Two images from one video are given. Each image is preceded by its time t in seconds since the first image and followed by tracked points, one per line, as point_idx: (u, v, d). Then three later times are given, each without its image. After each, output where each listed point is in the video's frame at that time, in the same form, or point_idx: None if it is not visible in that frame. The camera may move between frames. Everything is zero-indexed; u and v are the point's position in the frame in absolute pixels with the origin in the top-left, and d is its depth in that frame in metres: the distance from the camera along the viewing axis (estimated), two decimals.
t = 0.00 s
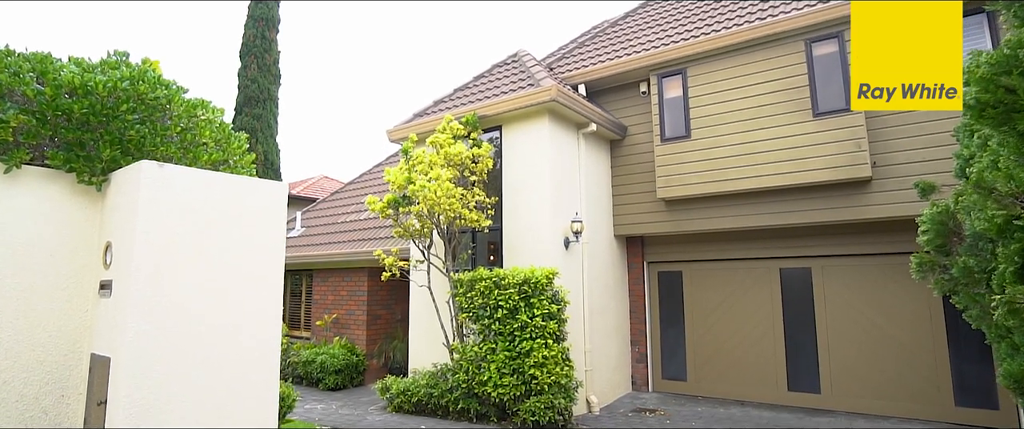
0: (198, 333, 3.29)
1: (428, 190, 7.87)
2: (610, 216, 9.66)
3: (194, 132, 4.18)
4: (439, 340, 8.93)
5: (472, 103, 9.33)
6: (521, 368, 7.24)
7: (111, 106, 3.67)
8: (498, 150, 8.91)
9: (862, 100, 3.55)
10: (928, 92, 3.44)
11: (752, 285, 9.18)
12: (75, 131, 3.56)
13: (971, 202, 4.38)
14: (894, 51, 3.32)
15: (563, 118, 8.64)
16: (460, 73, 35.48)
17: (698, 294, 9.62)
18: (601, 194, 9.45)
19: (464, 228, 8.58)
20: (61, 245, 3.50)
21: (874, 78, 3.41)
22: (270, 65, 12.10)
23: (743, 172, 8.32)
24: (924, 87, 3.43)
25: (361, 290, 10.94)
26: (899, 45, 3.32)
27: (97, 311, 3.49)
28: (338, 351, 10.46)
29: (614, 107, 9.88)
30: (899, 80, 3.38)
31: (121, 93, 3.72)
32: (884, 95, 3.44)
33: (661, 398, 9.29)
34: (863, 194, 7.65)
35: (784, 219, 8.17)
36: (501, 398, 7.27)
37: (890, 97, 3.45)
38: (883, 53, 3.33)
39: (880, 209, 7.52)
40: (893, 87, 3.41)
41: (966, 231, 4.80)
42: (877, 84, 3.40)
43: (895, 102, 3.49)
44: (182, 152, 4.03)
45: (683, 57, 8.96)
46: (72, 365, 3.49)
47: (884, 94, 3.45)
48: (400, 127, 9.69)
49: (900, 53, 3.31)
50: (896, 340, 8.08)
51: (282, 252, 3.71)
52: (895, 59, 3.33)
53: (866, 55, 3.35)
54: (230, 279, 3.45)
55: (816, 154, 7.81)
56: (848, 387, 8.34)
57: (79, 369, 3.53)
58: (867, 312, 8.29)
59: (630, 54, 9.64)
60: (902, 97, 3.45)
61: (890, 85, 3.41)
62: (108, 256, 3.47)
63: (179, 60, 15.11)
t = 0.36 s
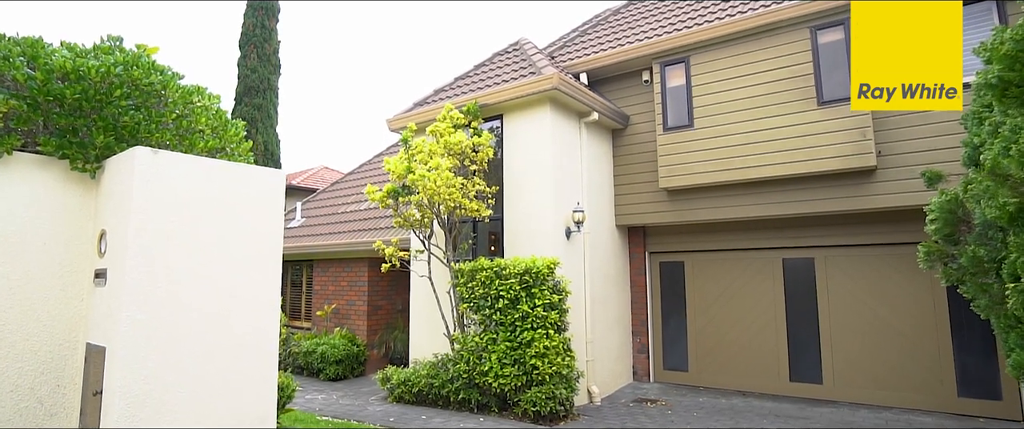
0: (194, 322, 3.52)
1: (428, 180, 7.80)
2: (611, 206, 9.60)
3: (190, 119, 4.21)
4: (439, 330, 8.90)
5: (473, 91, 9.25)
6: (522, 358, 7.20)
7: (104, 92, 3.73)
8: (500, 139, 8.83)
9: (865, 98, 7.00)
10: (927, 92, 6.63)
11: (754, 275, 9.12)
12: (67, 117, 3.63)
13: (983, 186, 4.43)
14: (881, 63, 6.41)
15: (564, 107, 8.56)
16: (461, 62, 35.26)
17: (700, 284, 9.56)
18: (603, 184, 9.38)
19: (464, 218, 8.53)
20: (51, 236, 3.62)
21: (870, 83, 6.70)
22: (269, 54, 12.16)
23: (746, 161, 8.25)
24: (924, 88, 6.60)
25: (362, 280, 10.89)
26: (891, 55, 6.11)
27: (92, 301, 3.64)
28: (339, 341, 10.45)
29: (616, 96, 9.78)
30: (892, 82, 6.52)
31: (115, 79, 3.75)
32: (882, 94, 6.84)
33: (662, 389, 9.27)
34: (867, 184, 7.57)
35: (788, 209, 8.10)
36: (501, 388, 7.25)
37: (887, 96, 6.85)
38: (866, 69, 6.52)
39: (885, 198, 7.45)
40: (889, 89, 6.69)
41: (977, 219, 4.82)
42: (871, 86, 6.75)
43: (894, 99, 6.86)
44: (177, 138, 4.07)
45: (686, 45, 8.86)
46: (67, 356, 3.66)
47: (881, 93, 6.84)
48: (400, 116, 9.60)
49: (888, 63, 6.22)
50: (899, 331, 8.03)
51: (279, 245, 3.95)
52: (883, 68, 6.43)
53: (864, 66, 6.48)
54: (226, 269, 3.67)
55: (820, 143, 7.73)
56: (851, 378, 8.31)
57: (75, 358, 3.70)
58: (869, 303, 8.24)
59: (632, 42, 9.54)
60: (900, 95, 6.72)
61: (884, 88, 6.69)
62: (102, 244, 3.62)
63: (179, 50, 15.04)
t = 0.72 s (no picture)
0: (193, 312, 3.66)
1: (427, 170, 7.72)
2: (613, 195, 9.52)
3: (185, 106, 4.32)
4: (439, 320, 8.87)
5: (474, 80, 9.14)
6: (523, 349, 7.16)
7: (96, 77, 3.83)
8: (501, 128, 8.74)
9: (870, 97, 7.23)
10: (926, 90, 7.07)
11: (757, 266, 9.06)
12: (59, 103, 3.74)
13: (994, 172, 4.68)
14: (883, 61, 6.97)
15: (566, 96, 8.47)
16: (462, 52, 34.98)
17: (702, 275, 9.51)
18: (605, 174, 9.30)
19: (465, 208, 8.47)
20: (44, 225, 3.95)
21: (874, 82, 7.11)
22: (269, 44, 12.15)
23: (749, 151, 8.16)
24: (924, 86, 7.06)
25: (362, 271, 10.84)
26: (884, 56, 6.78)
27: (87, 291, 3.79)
28: (340, 332, 10.43)
29: (618, 85, 9.68)
30: (894, 81, 7.07)
31: (107, 64, 3.85)
32: (886, 92, 7.19)
33: (663, 379, 9.24)
34: (872, 174, 7.49)
35: (792, 199, 8.02)
36: (502, 378, 7.21)
37: (891, 94, 7.19)
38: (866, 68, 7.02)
39: (890, 189, 7.37)
40: (891, 87, 7.12)
41: (986, 208, 4.80)
42: (876, 86, 7.15)
43: (897, 98, 7.22)
44: (171, 125, 4.19)
45: (689, 34, 8.75)
46: (63, 346, 4.01)
47: (886, 91, 7.19)
48: (400, 105, 9.50)
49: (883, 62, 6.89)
50: (902, 321, 7.98)
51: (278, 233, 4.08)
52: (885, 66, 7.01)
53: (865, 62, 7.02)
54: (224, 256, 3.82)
55: (824, 133, 7.64)
56: (853, 369, 8.27)
57: (69, 348, 4.05)
58: (872, 293, 8.19)
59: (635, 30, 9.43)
60: (903, 93, 7.14)
61: (887, 86, 7.12)
62: (97, 234, 3.77)
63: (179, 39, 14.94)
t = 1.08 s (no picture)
0: (191, 303, 3.82)
1: (427, 160, 7.65)
2: (615, 187, 9.44)
3: (180, 93, 4.51)
4: (440, 312, 8.82)
5: (475, 70, 9.04)
6: (525, 341, 7.11)
7: (88, 63, 3.97)
8: (502, 119, 8.65)
9: (864, 99, 7.15)
10: (929, 91, 6.99)
11: (760, 258, 8.99)
12: (49, 90, 3.90)
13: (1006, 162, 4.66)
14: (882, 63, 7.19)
15: (568, 85, 8.36)
16: (462, 43, 34.75)
17: (705, 267, 9.43)
18: (607, 165, 9.21)
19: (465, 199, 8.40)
20: (38, 214, 3.99)
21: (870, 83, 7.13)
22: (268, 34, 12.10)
23: (754, 141, 8.06)
24: (925, 88, 7.01)
25: (363, 262, 10.77)
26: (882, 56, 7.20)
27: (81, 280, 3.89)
28: (340, 323, 10.40)
29: (621, 76, 9.56)
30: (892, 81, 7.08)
31: (98, 50, 4.00)
32: (884, 95, 7.09)
33: (664, 372, 9.20)
34: (878, 165, 7.40)
35: (796, 190, 7.94)
36: (503, 370, 7.17)
37: (890, 97, 7.07)
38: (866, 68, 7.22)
39: (896, 180, 7.28)
40: (890, 90, 7.06)
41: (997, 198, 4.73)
42: (873, 86, 7.11)
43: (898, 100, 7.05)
44: (167, 113, 4.36)
45: (693, 23, 8.63)
46: (55, 338, 4.06)
47: (885, 95, 7.09)
48: (400, 95, 9.40)
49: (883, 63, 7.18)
50: (907, 313, 7.91)
51: (274, 225, 4.26)
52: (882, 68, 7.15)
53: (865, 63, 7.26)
54: (219, 247, 3.96)
55: (828, 123, 7.55)
56: (856, 361, 8.21)
57: (62, 340, 4.11)
58: (877, 285, 8.12)
59: (638, 19, 9.29)
60: (902, 95, 7.03)
61: (887, 88, 7.07)
62: (89, 223, 3.87)
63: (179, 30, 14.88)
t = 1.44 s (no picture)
0: (186, 294, 3.84)
1: (427, 152, 7.55)
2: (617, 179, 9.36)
3: (175, 82, 4.60)
4: (442, 306, 8.74)
5: (475, 60, 8.94)
6: (525, 334, 7.05)
7: (78, 50, 4.09)
8: (503, 110, 8.55)
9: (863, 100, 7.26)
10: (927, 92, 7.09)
11: (763, 251, 8.92)
12: (39, 77, 4.00)
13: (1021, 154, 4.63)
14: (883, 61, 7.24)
15: (570, 76, 8.27)
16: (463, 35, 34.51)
17: (708, 260, 9.35)
18: (609, 158, 9.13)
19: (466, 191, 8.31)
20: (31, 205, 4.00)
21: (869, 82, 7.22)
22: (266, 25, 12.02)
23: (758, 133, 7.97)
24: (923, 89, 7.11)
25: (363, 255, 10.69)
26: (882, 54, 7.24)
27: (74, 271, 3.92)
28: (340, 316, 10.35)
29: (623, 67, 9.45)
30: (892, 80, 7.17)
31: (89, 36, 4.13)
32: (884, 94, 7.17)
33: (666, 365, 9.14)
34: (884, 156, 7.31)
35: (800, 183, 7.86)
36: (504, 364, 7.11)
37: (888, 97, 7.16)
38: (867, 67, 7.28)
39: (901, 172, 7.20)
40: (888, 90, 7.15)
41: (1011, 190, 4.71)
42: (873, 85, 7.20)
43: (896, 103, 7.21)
44: (162, 102, 4.46)
45: (696, 13, 8.51)
46: (48, 330, 4.07)
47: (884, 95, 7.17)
48: (399, 86, 9.30)
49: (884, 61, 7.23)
50: (911, 306, 7.83)
51: (270, 216, 4.28)
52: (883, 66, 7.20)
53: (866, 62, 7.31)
54: (214, 238, 3.99)
55: (832, 114, 7.46)
56: (859, 354, 8.16)
57: (55, 333, 4.11)
58: (882, 278, 8.04)
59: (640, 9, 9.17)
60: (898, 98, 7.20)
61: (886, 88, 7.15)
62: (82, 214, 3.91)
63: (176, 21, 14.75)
